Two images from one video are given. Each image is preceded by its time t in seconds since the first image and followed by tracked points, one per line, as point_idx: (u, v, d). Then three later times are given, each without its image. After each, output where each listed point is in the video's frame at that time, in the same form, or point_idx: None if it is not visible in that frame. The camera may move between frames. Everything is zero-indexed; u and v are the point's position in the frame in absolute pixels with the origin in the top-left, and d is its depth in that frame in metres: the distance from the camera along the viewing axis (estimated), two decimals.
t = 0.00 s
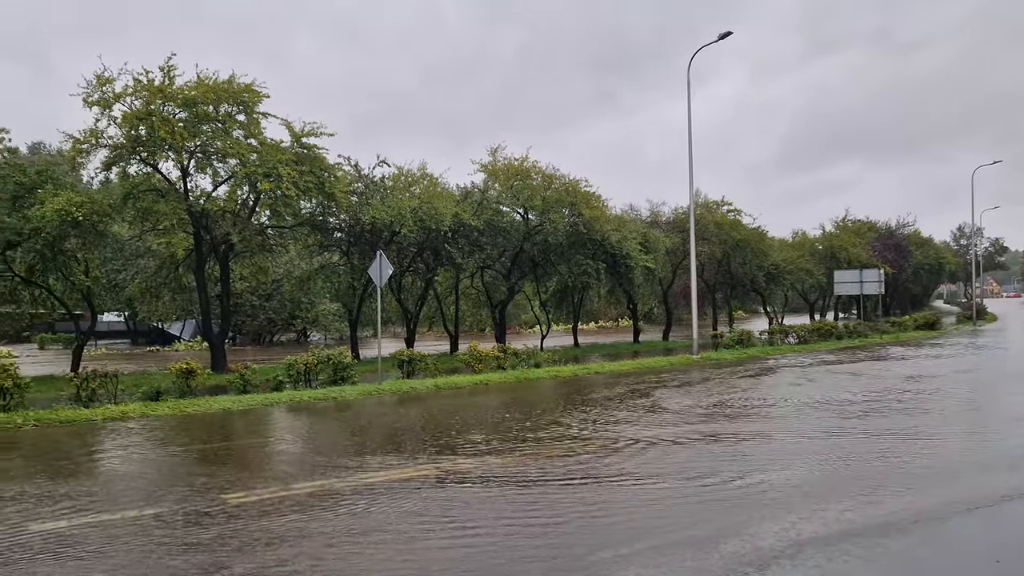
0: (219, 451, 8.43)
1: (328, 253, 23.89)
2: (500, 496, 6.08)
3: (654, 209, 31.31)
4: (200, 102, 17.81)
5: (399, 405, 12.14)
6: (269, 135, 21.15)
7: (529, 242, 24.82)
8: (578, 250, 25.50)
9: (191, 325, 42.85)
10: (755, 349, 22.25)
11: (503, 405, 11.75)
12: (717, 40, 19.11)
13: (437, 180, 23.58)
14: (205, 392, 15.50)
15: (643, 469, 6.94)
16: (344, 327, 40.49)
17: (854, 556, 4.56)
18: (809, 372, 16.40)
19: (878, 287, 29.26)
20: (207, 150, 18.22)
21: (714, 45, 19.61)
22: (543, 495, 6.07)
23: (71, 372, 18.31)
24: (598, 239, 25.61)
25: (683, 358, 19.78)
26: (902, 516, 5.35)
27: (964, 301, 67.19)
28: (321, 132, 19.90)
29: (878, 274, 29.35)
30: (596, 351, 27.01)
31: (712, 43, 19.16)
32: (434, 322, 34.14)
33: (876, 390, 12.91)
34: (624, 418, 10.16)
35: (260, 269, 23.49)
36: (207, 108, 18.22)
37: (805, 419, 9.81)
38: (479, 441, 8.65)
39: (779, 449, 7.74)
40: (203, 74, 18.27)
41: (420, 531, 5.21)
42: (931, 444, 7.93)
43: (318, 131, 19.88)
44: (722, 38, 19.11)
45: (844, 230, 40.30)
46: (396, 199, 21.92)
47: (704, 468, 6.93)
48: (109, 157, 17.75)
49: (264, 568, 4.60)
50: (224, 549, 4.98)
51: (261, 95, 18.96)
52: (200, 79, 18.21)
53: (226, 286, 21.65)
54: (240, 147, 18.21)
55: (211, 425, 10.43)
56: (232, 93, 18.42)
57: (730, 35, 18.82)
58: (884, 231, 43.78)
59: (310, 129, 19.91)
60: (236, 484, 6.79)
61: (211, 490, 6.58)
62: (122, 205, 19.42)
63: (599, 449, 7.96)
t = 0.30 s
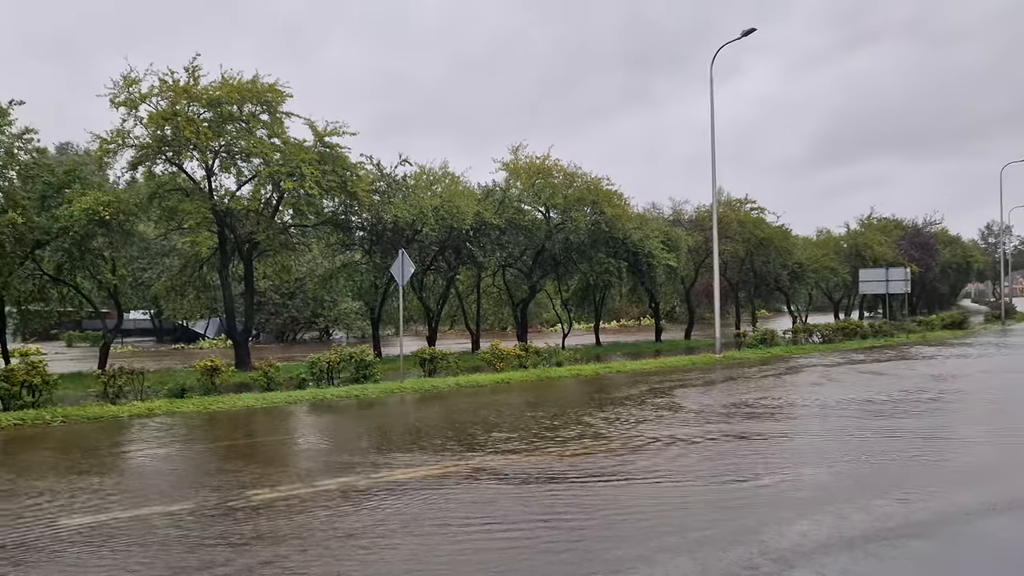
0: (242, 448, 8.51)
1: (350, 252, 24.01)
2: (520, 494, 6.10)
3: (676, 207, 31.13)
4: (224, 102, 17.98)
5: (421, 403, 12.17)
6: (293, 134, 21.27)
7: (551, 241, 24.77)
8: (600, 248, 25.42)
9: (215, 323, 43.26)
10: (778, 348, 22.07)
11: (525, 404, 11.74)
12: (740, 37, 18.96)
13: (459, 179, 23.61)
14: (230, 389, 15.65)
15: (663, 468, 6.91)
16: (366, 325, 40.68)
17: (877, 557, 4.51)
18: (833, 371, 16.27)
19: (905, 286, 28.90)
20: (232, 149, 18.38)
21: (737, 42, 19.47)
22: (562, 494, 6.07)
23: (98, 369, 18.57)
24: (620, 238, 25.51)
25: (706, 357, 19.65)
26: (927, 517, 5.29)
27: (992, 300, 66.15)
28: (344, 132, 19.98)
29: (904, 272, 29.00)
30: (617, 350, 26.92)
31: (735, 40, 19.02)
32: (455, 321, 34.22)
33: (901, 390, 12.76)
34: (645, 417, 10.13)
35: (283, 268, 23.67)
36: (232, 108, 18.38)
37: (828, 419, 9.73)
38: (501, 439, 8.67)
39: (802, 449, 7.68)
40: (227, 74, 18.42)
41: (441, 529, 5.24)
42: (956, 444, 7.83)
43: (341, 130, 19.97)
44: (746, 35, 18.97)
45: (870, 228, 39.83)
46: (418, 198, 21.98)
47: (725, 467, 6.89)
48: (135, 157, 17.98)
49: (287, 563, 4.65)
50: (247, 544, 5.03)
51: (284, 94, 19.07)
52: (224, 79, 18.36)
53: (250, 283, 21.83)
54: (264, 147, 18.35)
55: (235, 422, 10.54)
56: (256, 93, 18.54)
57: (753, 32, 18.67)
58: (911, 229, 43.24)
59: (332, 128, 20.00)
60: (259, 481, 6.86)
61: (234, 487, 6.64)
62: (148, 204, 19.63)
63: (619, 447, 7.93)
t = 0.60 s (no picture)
0: (269, 444, 8.59)
1: (375, 250, 24.12)
2: (544, 493, 6.09)
3: (702, 205, 30.91)
4: (251, 102, 18.14)
5: (445, 401, 12.20)
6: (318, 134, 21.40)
7: (575, 239, 24.72)
8: (624, 247, 25.31)
9: (242, 321, 43.67)
10: (805, 348, 21.85)
11: (550, 402, 11.73)
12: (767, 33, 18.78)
13: (484, 177, 23.61)
14: (256, 386, 15.80)
15: (688, 467, 6.87)
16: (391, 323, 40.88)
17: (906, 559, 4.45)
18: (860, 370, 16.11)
19: (935, 285, 28.47)
20: (258, 148, 18.54)
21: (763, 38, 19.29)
22: (586, 493, 6.05)
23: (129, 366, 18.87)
24: (645, 236, 25.39)
25: (731, 356, 19.51)
26: (959, 520, 5.19)
27: None
28: (369, 130, 20.06)
29: (934, 271, 28.58)
30: (642, 349, 26.78)
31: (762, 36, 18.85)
32: (479, 319, 34.29)
33: (931, 390, 12.57)
34: (670, 416, 10.08)
35: (309, 266, 23.84)
36: (258, 108, 18.54)
37: (856, 419, 9.62)
38: (526, 437, 8.66)
39: (829, 450, 7.60)
40: (255, 74, 18.56)
41: (465, 526, 5.25)
42: (988, 446, 7.70)
43: (366, 129, 20.04)
44: (773, 31, 18.79)
45: (899, 226, 39.31)
46: (442, 197, 22.04)
47: (751, 467, 6.84)
48: (163, 156, 18.20)
49: (313, 559, 4.69)
50: (274, 540, 5.07)
51: (310, 94, 19.17)
52: (252, 79, 18.50)
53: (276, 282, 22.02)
54: (290, 146, 18.49)
55: (261, 419, 10.63)
56: (283, 92, 18.65)
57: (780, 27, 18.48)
58: (941, 227, 42.61)
59: (357, 127, 20.08)
60: (285, 477, 6.91)
61: (261, 483, 6.70)
62: (177, 203, 19.85)
63: (644, 446, 7.90)
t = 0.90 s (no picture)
0: (298, 441, 8.67)
1: (403, 249, 24.23)
2: (571, 492, 6.08)
3: (731, 203, 30.64)
4: (281, 102, 18.30)
5: (473, 399, 12.21)
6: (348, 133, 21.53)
7: (603, 238, 24.62)
8: (653, 245, 25.16)
9: (272, 319, 44.13)
10: (837, 347, 21.58)
11: (579, 401, 11.69)
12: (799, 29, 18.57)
13: (512, 176, 23.60)
14: (286, 383, 15.97)
15: (717, 467, 6.82)
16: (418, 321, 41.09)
17: (938, 561, 4.38)
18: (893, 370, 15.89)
19: (970, 285, 27.96)
20: (288, 148, 18.70)
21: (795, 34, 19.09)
22: (615, 492, 6.04)
23: (162, 363, 19.16)
24: (673, 235, 25.23)
25: (761, 355, 19.34)
26: (995, 522, 5.11)
27: None
28: (398, 129, 20.14)
29: (969, 269, 28.06)
30: (671, 348, 26.68)
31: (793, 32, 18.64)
32: (507, 317, 34.32)
33: (965, 390, 12.36)
34: (698, 415, 10.02)
35: (338, 265, 24.02)
36: (288, 108, 18.71)
37: (888, 419, 9.48)
38: (553, 435, 8.67)
39: (862, 450, 7.51)
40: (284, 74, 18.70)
41: (492, 524, 5.27)
42: None
43: (394, 128, 20.11)
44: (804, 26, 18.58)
45: (933, 224, 38.64)
46: (470, 195, 22.10)
47: (781, 467, 6.78)
48: (195, 156, 18.43)
49: (339, 555, 4.74)
50: (304, 536, 5.12)
51: (339, 94, 19.26)
52: (281, 79, 18.66)
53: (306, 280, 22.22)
54: (319, 146, 18.65)
55: (291, 417, 10.74)
56: (312, 92, 18.77)
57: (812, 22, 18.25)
58: (977, 225, 41.83)
59: (386, 126, 20.17)
60: (314, 474, 6.97)
61: (291, 479, 6.77)
62: (208, 203, 20.06)
63: (673, 445, 7.86)
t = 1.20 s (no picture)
0: (326, 438, 8.74)
1: (430, 247, 24.30)
2: (600, 490, 6.07)
3: (760, 201, 30.34)
4: (309, 101, 18.43)
5: (500, 397, 12.23)
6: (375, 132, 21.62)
7: (630, 235, 24.50)
8: (680, 243, 25.00)
9: (300, 317, 44.50)
10: (868, 346, 21.30)
11: (606, 399, 11.66)
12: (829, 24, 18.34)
13: (538, 174, 23.56)
14: (314, 381, 16.10)
15: (747, 467, 6.78)
16: (445, 319, 41.23)
17: (974, 568, 4.28)
18: (925, 370, 15.67)
19: (1006, 283, 27.44)
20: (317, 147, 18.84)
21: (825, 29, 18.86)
22: (644, 491, 6.02)
23: (194, 360, 19.39)
24: (701, 232, 25.05)
25: (790, 354, 19.15)
26: None
27: None
28: (425, 128, 20.19)
29: (1005, 267, 27.53)
30: (699, 346, 26.55)
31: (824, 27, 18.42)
32: (534, 315, 34.29)
33: (1000, 390, 12.15)
34: (726, 414, 9.95)
35: (366, 263, 24.15)
36: (317, 107, 18.83)
37: (921, 419, 9.35)
38: (582, 434, 8.62)
39: (894, 450, 7.41)
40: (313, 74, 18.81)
41: (520, 523, 5.27)
42: None
43: (421, 127, 20.15)
44: (835, 22, 18.36)
45: (967, 221, 37.97)
46: (497, 193, 22.11)
47: (812, 468, 6.71)
48: (225, 156, 18.63)
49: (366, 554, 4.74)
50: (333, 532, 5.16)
51: (366, 92, 19.33)
52: (310, 79, 18.78)
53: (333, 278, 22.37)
54: (347, 144, 18.74)
55: (320, 413, 10.82)
56: (340, 92, 18.87)
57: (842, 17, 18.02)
58: (1013, 222, 41.04)
59: (413, 125, 20.22)
60: (343, 470, 7.02)
61: (320, 475, 6.83)
62: (238, 202, 20.16)
63: (701, 444, 7.82)
